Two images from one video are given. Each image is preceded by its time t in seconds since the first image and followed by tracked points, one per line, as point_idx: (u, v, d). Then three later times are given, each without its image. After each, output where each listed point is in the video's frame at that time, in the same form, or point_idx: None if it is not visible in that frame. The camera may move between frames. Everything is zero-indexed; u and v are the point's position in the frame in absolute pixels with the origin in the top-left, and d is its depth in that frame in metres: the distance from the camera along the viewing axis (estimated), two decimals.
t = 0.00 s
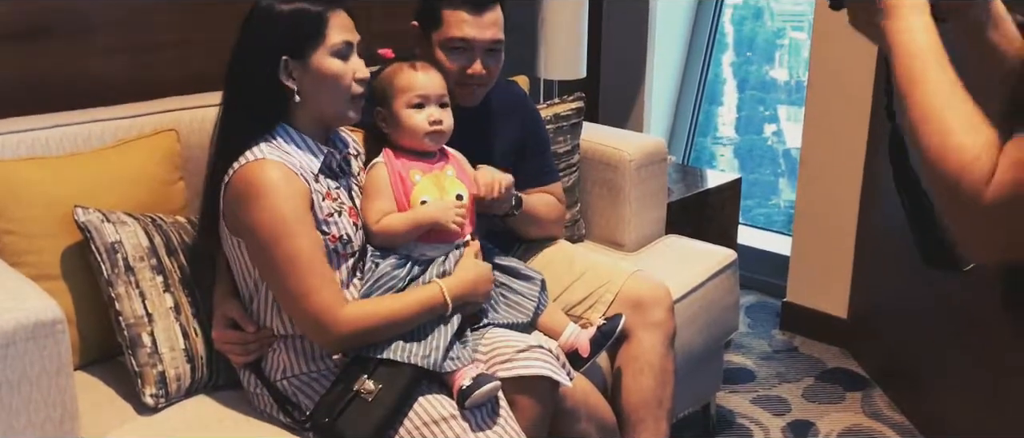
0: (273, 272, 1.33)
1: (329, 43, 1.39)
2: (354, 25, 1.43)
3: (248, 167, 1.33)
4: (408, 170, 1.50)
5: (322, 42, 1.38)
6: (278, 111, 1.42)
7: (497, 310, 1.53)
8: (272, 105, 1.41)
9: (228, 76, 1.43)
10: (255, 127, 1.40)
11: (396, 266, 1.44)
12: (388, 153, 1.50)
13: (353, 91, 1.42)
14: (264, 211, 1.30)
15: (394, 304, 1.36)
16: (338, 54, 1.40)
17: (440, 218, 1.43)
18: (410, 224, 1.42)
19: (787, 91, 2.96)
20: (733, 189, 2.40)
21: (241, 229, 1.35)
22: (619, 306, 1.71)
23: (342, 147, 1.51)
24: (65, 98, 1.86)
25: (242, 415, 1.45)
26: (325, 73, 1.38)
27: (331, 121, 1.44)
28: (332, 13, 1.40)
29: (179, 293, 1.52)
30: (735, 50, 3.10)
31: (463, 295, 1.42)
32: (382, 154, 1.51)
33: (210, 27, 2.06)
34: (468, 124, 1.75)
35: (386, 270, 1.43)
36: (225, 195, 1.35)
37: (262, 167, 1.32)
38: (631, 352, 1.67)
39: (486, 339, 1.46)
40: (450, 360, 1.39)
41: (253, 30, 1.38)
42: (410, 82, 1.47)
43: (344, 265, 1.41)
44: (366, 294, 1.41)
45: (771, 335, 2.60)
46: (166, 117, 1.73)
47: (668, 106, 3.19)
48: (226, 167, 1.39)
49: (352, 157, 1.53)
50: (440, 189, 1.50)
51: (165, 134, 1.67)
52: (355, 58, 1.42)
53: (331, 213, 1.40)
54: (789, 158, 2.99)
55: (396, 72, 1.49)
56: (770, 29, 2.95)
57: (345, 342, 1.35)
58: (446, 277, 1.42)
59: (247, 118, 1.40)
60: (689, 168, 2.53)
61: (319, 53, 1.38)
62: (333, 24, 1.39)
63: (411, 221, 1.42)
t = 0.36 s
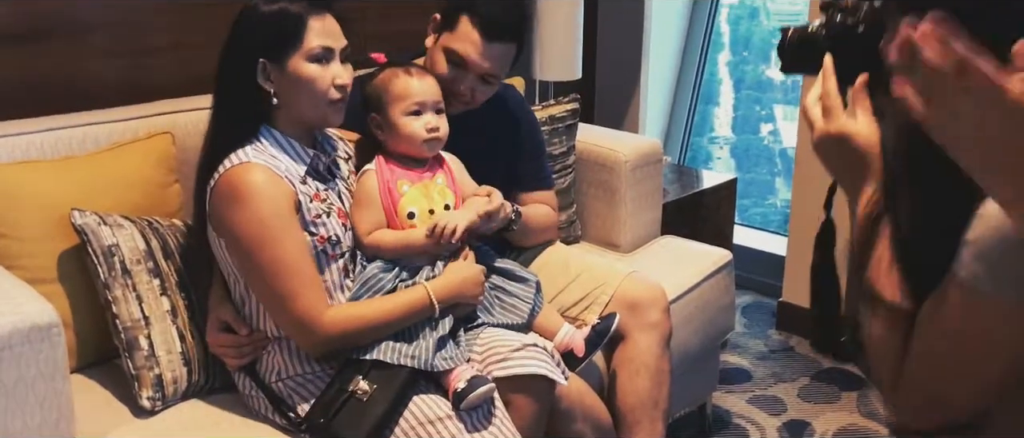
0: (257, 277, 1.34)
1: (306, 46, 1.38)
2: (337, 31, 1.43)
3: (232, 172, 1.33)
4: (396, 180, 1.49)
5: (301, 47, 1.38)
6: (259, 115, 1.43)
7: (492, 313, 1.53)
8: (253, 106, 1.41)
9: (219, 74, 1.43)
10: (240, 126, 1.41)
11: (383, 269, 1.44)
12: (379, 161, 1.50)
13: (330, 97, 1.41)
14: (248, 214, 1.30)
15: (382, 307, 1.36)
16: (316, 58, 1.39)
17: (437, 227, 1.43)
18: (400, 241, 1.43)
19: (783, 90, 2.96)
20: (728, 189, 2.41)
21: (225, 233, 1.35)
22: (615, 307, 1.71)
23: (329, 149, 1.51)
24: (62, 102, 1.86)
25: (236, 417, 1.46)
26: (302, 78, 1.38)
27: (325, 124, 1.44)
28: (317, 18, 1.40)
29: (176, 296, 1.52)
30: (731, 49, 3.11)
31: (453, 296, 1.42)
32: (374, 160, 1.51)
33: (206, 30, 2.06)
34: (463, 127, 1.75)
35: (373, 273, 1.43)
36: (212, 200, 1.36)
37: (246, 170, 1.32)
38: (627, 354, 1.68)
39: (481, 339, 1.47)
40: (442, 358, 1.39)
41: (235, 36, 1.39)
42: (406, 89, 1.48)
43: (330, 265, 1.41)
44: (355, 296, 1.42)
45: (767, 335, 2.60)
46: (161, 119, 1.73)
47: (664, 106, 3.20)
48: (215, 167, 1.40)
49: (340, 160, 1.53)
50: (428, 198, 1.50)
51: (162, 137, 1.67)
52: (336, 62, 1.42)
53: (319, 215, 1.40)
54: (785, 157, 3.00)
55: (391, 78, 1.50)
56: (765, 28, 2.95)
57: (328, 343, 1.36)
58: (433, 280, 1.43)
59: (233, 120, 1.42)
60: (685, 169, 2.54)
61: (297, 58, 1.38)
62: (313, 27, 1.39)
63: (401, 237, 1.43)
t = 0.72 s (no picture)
0: (245, 274, 1.33)
1: (304, 53, 1.39)
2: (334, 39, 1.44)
3: (217, 170, 1.33)
4: (378, 173, 1.48)
5: (298, 53, 1.38)
6: (250, 115, 1.42)
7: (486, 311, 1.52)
8: (244, 103, 1.41)
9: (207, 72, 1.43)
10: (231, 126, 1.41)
11: (374, 267, 1.44)
12: (362, 156, 1.50)
13: (322, 103, 1.42)
14: (235, 212, 1.30)
15: (374, 307, 1.37)
16: (313, 65, 1.40)
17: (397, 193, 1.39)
18: (368, 224, 1.41)
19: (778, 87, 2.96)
20: (723, 186, 2.41)
21: (212, 231, 1.35)
22: (610, 304, 1.71)
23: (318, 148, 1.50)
24: (53, 103, 1.85)
25: (230, 416, 1.45)
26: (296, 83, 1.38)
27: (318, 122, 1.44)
28: (318, 25, 1.40)
29: (170, 295, 1.52)
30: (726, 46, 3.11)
31: (449, 301, 1.43)
32: (359, 157, 1.51)
33: (199, 30, 2.06)
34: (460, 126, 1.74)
35: (364, 270, 1.43)
36: (199, 198, 1.36)
37: (232, 168, 1.32)
38: (622, 351, 1.67)
39: (476, 335, 1.46)
40: (434, 357, 1.39)
41: (231, 26, 1.37)
42: (390, 84, 1.48)
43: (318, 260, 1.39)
44: (345, 293, 1.42)
45: (762, 332, 2.60)
46: (153, 119, 1.72)
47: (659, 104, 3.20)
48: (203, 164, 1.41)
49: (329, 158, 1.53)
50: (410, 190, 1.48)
51: (154, 136, 1.67)
52: (331, 70, 1.43)
53: (306, 211, 1.40)
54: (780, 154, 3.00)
55: (377, 73, 1.50)
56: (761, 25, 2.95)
57: (319, 340, 1.36)
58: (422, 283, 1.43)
59: (225, 116, 1.41)
60: (680, 166, 2.54)
61: (295, 63, 1.38)
62: (315, 35, 1.39)
63: (370, 221, 1.41)
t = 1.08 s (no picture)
0: (233, 280, 1.34)
1: (297, 60, 1.39)
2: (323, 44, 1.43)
3: (204, 177, 1.34)
4: (374, 175, 1.49)
5: (291, 59, 1.38)
6: (240, 116, 1.42)
7: (481, 310, 1.52)
8: (235, 109, 1.41)
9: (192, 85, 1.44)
10: (223, 132, 1.42)
11: (366, 269, 1.43)
12: (355, 158, 1.50)
13: (313, 109, 1.42)
14: (223, 218, 1.31)
15: (363, 308, 1.37)
16: (305, 73, 1.40)
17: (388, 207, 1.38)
18: (360, 228, 1.42)
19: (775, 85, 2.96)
20: (720, 185, 2.41)
21: (201, 237, 1.35)
22: (606, 303, 1.71)
23: (305, 151, 1.51)
24: (47, 104, 1.84)
25: (225, 419, 1.45)
26: (289, 90, 1.39)
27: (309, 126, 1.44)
28: (310, 32, 1.40)
29: (165, 298, 1.52)
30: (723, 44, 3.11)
31: (441, 302, 1.43)
32: (351, 158, 1.51)
33: (193, 32, 2.05)
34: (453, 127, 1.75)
35: (356, 272, 1.42)
36: (188, 204, 1.36)
37: (219, 175, 1.33)
38: (618, 350, 1.67)
39: (471, 334, 1.46)
40: (427, 357, 1.39)
41: (221, 32, 1.37)
42: (384, 88, 1.48)
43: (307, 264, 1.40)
44: (337, 297, 1.42)
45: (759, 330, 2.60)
46: (148, 120, 1.72)
47: (655, 102, 3.20)
48: (193, 170, 1.41)
49: (318, 160, 1.53)
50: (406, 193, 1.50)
51: (148, 138, 1.67)
52: (321, 77, 1.43)
53: (294, 214, 1.40)
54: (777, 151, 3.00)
55: (370, 75, 1.50)
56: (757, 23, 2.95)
57: (311, 345, 1.36)
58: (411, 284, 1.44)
59: (217, 123, 1.42)
60: (676, 165, 2.54)
61: (288, 71, 1.38)
62: (307, 42, 1.39)
63: (359, 222, 1.42)
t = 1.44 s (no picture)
0: (230, 284, 1.34)
1: (287, 60, 1.38)
2: (318, 45, 1.42)
3: (201, 181, 1.34)
4: (376, 177, 1.49)
5: (281, 59, 1.38)
6: (237, 124, 1.43)
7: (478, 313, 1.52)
8: (232, 112, 1.42)
9: (190, 90, 1.44)
10: (219, 136, 1.42)
11: (363, 273, 1.43)
12: (360, 160, 1.50)
13: (307, 109, 1.41)
14: (219, 222, 1.31)
15: (360, 312, 1.37)
16: (295, 72, 1.39)
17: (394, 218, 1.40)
18: (359, 229, 1.42)
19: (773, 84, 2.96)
20: (717, 185, 2.41)
21: (197, 241, 1.35)
22: (603, 304, 1.71)
23: (303, 155, 1.50)
24: (42, 109, 1.84)
25: (222, 423, 1.45)
26: (281, 91, 1.38)
27: (303, 129, 1.44)
28: (301, 31, 1.39)
29: (161, 302, 1.51)
30: (720, 45, 3.11)
31: (438, 305, 1.43)
32: (355, 160, 1.52)
33: (189, 35, 2.05)
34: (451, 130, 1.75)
35: (353, 276, 1.42)
36: (185, 209, 1.36)
37: (215, 179, 1.33)
38: (616, 351, 1.67)
39: (467, 337, 1.46)
40: (423, 360, 1.39)
41: (217, 36, 1.38)
42: (390, 89, 1.48)
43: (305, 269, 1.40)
44: (334, 301, 1.41)
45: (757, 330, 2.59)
46: (144, 124, 1.72)
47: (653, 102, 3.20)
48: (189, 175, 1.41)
49: (316, 164, 1.52)
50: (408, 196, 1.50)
51: (144, 141, 1.67)
52: (316, 77, 1.42)
53: (291, 219, 1.40)
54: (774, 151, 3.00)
55: (377, 77, 1.50)
56: (755, 22, 2.96)
57: (307, 349, 1.36)
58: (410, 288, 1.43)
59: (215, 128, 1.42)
60: (673, 165, 2.54)
61: (277, 71, 1.37)
62: (298, 42, 1.39)
63: (361, 226, 1.42)
